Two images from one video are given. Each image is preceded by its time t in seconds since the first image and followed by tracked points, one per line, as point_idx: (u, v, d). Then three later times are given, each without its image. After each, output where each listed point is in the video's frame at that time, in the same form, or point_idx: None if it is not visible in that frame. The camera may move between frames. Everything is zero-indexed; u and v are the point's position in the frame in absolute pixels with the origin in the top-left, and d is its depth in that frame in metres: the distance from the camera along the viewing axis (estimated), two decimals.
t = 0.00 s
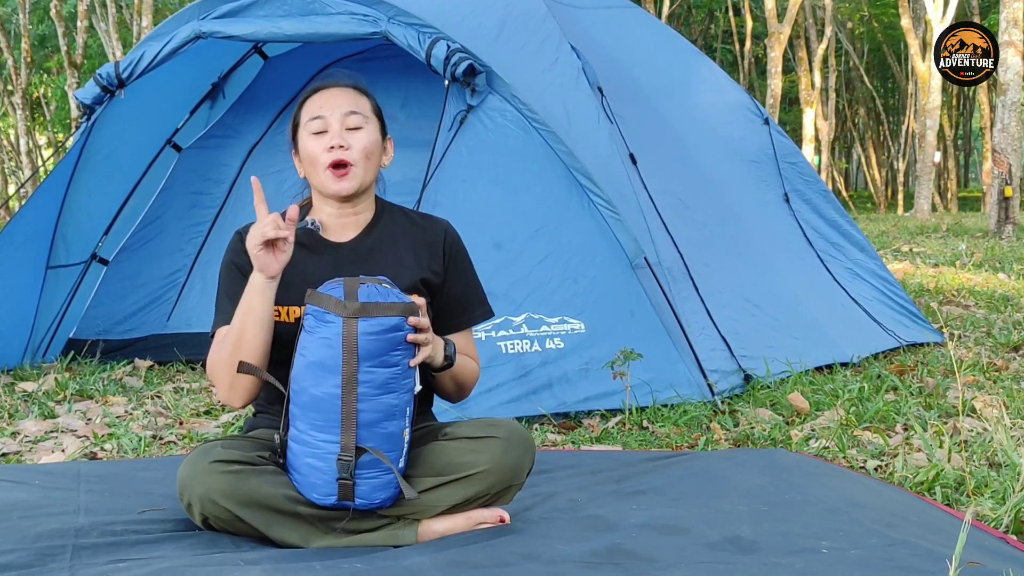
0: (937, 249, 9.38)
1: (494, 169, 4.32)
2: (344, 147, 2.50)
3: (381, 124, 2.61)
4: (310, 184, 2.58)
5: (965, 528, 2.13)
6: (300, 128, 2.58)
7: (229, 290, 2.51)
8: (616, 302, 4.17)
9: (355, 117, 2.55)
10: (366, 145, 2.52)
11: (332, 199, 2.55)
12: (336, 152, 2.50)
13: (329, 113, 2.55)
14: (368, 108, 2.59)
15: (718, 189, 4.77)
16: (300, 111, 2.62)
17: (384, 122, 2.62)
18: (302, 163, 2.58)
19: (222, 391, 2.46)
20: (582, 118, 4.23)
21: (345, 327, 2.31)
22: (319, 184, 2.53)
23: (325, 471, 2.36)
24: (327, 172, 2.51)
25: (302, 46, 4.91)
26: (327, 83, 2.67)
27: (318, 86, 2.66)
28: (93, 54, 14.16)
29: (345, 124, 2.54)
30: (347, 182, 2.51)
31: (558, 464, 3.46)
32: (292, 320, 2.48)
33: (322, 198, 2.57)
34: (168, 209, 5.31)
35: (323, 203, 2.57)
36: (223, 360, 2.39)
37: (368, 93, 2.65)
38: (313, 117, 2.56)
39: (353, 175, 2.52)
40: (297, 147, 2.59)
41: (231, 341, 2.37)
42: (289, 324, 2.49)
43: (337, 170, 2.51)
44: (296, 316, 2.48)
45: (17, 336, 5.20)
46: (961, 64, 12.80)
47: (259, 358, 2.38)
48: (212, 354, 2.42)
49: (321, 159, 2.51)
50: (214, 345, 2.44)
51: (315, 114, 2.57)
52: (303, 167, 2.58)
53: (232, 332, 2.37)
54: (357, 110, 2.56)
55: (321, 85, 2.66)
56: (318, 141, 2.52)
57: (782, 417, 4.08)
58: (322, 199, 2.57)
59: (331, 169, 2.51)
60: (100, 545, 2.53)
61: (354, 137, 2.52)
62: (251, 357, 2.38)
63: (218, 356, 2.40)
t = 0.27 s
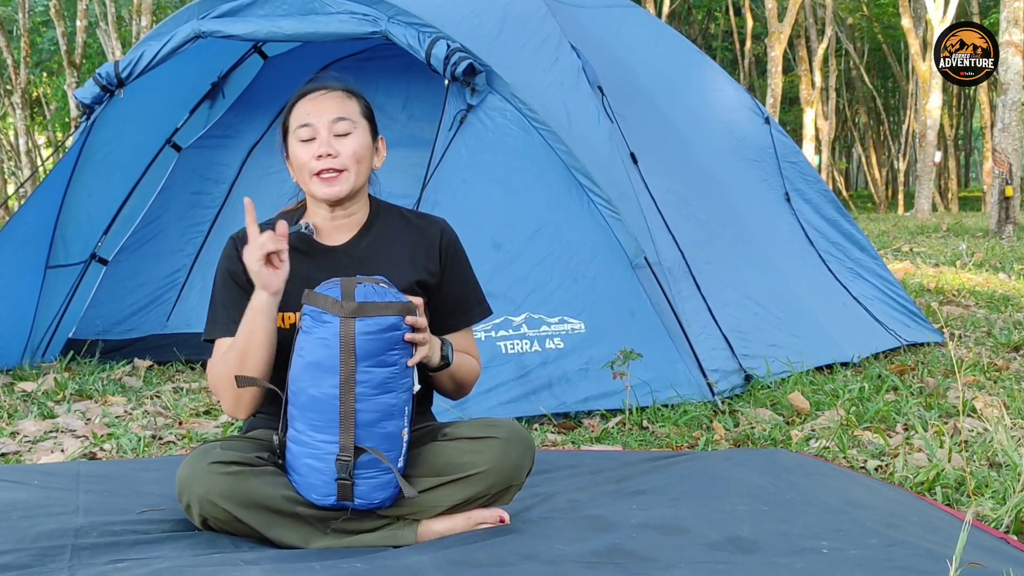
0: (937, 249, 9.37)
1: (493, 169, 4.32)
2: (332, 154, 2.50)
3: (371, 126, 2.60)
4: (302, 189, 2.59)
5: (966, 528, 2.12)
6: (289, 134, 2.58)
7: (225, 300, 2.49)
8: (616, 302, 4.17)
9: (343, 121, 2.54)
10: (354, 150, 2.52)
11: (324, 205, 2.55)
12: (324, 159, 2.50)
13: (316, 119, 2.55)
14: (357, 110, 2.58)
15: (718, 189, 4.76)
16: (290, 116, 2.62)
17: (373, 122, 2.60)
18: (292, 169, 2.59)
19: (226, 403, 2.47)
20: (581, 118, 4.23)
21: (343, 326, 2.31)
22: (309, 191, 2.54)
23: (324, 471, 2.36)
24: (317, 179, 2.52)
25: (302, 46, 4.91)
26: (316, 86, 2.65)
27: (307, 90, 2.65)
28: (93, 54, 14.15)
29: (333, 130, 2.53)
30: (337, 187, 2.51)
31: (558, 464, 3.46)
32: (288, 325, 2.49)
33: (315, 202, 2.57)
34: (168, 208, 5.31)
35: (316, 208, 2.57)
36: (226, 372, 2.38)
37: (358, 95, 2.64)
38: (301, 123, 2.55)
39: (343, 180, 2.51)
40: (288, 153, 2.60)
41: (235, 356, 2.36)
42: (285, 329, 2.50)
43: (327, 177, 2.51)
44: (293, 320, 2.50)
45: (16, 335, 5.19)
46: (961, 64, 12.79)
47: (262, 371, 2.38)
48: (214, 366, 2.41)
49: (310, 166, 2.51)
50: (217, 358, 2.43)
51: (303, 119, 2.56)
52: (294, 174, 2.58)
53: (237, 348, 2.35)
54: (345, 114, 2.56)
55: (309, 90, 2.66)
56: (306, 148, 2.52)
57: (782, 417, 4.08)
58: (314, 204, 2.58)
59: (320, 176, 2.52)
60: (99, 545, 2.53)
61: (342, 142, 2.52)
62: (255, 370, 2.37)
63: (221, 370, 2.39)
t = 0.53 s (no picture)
0: (938, 249, 9.37)
1: (493, 169, 4.31)
2: (335, 154, 2.50)
3: (371, 128, 2.60)
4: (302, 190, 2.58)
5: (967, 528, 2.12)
6: (290, 134, 2.57)
7: (225, 304, 2.48)
8: (616, 302, 4.16)
9: (345, 122, 2.54)
10: (357, 150, 2.52)
11: (325, 205, 2.54)
12: (327, 159, 2.49)
13: (319, 119, 2.54)
14: (358, 112, 2.58)
15: (719, 189, 4.76)
16: (290, 116, 2.61)
17: (373, 123, 2.61)
18: (293, 169, 2.57)
19: (226, 409, 2.46)
20: (582, 117, 4.23)
21: (343, 328, 2.30)
22: (311, 191, 2.52)
23: (324, 473, 2.35)
24: (319, 179, 2.51)
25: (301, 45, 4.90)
26: (316, 87, 2.65)
27: (308, 91, 2.64)
28: (92, 54, 14.13)
29: (336, 130, 2.53)
30: (339, 188, 2.50)
31: (558, 464, 3.45)
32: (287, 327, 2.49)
33: (315, 203, 2.56)
34: (167, 208, 5.30)
35: (317, 209, 2.56)
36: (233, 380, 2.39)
37: (358, 96, 2.64)
38: (303, 123, 2.55)
39: (346, 181, 2.51)
40: (288, 153, 2.59)
41: (249, 365, 2.37)
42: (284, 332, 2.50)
43: (329, 177, 2.50)
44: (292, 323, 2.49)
45: (16, 335, 5.19)
46: (961, 64, 12.79)
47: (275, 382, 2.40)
48: (220, 373, 2.41)
49: (313, 167, 2.50)
50: (223, 364, 2.43)
51: (305, 119, 2.55)
52: (295, 174, 2.57)
53: (253, 358, 2.37)
54: (347, 115, 2.55)
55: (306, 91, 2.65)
56: (309, 148, 2.51)
57: (783, 417, 4.07)
58: (315, 204, 2.57)
59: (322, 177, 2.50)
60: (98, 545, 2.52)
61: (345, 143, 2.52)
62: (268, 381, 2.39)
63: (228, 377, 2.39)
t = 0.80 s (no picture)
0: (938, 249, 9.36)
1: (494, 168, 4.31)
2: (347, 149, 2.49)
3: (382, 127, 2.60)
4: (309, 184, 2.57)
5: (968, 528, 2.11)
6: (301, 127, 2.56)
7: (228, 298, 2.48)
8: (617, 302, 4.16)
9: (358, 118, 2.54)
10: (369, 147, 2.51)
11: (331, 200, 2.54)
12: (339, 153, 2.49)
13: (331, 113, 2.54)
14: (370, 110, 2.59)
15: (720, 188, 4.75)
16: (302, 109, 2.60)
17: (384, 123, 2.61)
18: (301, 162, 2.56)
19: (224, 403, 2.47)
20: (582, 117, 4.22)
21: (343, 330, 2.29)
22: (318, 184, 2.51)
23: (324, 474, 2.35)
24: (328, 172, 2.49)
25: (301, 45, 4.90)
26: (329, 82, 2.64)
27: (320, 86, 2.64)
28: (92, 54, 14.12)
29: (348, 125, 2.52)
30: (348, 183, 2.49)
31: (558, 464, 3.45)
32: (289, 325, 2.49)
33: (321, 198, 2.55)
34: (167, 208, 5.29)
35: (322, 204, 2.55)
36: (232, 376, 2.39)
37: (370, 95, 2.64)
38: (315, 116, 2.54)
39: (355, 177, 2.50)
40: (297, 146, 2.58)
41: (248, 361, 2.37)
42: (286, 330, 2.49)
43: (338, 171, 2.49)
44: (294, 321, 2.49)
45: (15, 335, 5.18)
46: (961, 65, 12.79)
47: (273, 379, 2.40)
48: (220, 368, 2.42)
49: (323, 160, 2.49)
50: (223, 359, 2.43)
51: (317, 113, 2.55)
52: (303, 167, 2.56)
53: (252, 354, 2.37)
54: (360, 112, 2.55)
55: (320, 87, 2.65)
56: (320, 141, 2.51)
57: (783, 417, 4.07)
58: (320, 198, 2.56)
59: (331, 170, 2.49)
60: (98, 545, 2.51)
61: (357, 139, 2.51)
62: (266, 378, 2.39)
63: (227, 372, 2.40)
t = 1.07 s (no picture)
0: (939, 249, 9.34)
1: (494, 167, 4.30)
2: (357, 140, 2.49)
3: (390, 124, 2.60)
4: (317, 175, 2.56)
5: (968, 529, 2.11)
6: (310, 120, 2.56)
7: (231, 294, 2.47)
8: (617, 301, 4.15)
9: (367, 112, 2.54)
10: (378, 140, 2.51)
11: (339, 192, 2.53)
12: (348, 144, 2.48)
13: (341, 106, 2.54)
14: (379, 106, 2.59)
15: (720, 187, 4.75)
16: (312, 103, 2.60)
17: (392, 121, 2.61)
18: (309, 154, 2.56)
19: (227, 400, 2.46)
20: (583, 116, 4.22)
21: (344, 329, 2.28)
22: (327, 174, 2.51)
23: (324, 474, 2.34)
24: (337, 162, 2.49)
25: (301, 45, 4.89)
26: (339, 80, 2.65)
27: (330, 82, 2.64)
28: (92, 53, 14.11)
29: (358, 118, 2.52)
30: (356, 173, 2.49)
31: (558, 464, 3.44)
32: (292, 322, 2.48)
33: (328, 189, 2.54)
34: (167, 207, 5.29)
35: (330, 196, 2.54)
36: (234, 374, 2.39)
37: (379, 94, 2.65)
38: (325, 109, 2.54)
39: (363, 168, 2.50)
40: (306, 139, 2.58)
41: (248, 359, 2.37)
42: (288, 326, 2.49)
43: (347, 161, 2.49)
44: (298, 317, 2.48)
45: (15, 335, 5.18)
46: (961, 64, 12.78)
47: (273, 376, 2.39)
48: (222, 366, 2.41)
49: (332, 150, 2.49)
50: (225, 357, 2.43)
51: (327, 106, 2.55)
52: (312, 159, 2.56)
53: (253, 352, 2.36)
54: (370, 106, 2.55)
55: (331, 81, 2.65)
56: (330, 132, 2.51)
57: (783, 417, 4.07)
58: (327, 189, 2.55)
59: (340, 160, 2.49)
60: (98, 545, 2.51)
61: (367, 131, 2.51)
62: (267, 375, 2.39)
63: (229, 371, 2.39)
